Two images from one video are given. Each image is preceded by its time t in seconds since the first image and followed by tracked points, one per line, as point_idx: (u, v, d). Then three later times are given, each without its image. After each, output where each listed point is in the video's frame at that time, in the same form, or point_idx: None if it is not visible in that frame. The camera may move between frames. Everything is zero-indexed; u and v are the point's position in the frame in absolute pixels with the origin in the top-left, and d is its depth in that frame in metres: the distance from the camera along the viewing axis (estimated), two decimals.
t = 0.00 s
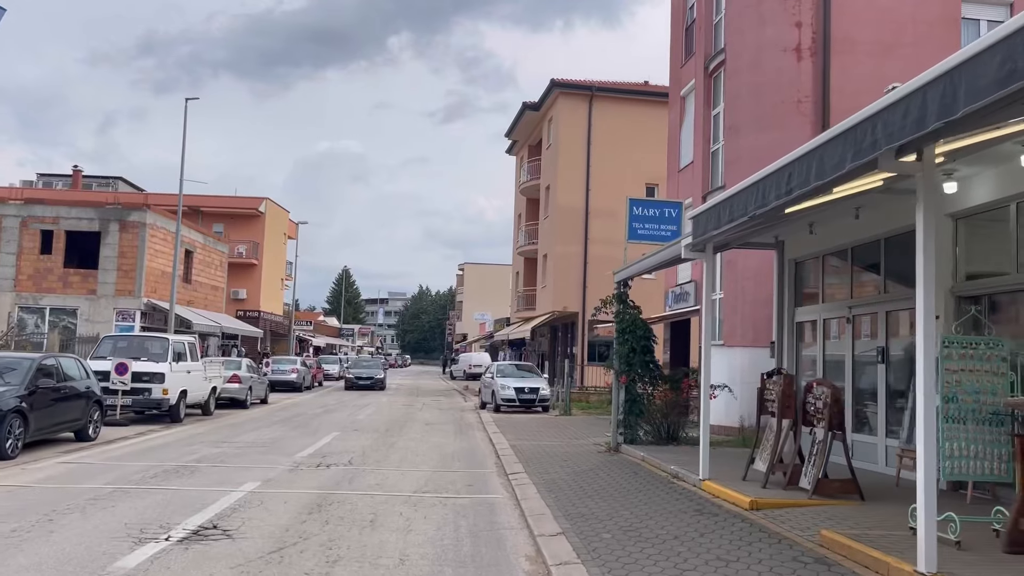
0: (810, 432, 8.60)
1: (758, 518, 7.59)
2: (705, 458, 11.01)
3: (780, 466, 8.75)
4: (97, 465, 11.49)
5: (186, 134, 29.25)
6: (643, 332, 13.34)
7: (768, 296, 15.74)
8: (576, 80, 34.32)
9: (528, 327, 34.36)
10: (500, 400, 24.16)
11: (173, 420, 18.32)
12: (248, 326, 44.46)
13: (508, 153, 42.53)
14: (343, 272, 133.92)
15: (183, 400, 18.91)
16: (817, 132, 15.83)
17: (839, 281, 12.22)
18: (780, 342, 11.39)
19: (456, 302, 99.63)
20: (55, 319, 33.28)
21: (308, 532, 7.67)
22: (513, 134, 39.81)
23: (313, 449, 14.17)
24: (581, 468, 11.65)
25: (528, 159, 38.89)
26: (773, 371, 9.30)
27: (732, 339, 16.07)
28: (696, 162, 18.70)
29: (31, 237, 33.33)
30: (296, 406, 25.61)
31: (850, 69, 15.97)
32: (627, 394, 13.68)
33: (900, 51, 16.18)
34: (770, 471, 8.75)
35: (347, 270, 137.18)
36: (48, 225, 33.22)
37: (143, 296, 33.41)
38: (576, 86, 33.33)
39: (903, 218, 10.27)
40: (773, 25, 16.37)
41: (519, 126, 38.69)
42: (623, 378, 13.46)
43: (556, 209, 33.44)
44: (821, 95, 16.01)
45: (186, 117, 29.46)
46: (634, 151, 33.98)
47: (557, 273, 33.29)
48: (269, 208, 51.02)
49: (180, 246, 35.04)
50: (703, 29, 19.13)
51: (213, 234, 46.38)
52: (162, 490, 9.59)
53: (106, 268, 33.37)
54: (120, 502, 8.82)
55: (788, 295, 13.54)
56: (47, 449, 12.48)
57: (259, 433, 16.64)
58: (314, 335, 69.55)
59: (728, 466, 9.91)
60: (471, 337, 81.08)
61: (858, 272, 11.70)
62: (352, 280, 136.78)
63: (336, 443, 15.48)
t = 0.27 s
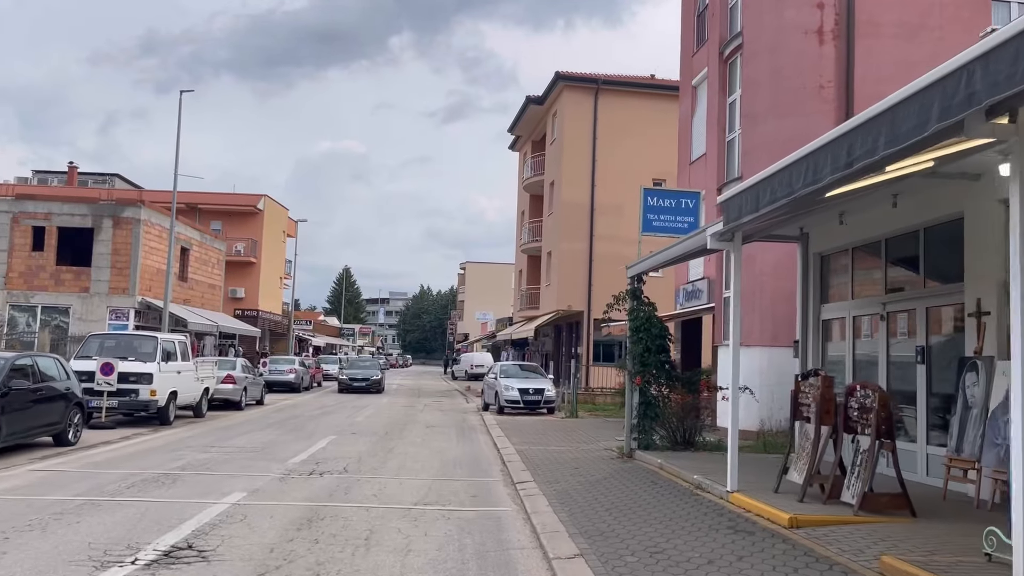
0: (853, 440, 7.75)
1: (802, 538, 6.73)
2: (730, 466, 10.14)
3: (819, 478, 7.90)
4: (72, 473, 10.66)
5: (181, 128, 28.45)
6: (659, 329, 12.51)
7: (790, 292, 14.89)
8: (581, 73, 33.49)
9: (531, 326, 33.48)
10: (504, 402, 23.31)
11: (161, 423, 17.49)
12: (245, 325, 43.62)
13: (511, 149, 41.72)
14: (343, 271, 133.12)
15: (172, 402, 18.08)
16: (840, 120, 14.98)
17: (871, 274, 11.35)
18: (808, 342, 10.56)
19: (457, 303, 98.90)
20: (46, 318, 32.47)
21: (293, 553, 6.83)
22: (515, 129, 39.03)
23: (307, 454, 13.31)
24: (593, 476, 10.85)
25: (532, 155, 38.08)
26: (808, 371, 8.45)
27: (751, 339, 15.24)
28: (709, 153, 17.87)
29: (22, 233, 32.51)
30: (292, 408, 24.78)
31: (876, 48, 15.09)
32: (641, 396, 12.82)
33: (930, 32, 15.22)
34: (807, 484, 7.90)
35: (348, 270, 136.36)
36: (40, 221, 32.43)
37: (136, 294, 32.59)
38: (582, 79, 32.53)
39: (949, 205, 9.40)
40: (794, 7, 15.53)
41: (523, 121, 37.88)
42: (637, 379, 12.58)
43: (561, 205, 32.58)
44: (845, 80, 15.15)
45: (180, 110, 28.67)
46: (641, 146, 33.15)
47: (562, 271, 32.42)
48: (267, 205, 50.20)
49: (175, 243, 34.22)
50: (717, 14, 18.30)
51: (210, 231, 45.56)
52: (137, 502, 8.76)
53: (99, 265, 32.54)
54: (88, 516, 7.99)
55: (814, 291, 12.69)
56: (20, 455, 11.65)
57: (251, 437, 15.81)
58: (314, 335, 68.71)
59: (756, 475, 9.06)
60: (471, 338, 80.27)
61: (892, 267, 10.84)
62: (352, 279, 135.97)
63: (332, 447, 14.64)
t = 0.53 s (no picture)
0: (904, 451, 6.91)
1: (854, 565, 5.88)
2: (756, 476, 9.28)
3: (865, 493, 7.05)
4: (40, 482, 9.84)
5: (173, 120, 27.60)
6: (676, 327, 11.66)
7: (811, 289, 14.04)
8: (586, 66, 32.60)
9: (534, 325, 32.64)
10: (506, 404, 22.46)
11: (147, 426, 16.66)
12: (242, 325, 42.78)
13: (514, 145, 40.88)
14: (343, 270, 132.28)
15: (159, 404, 17.26)
16: (865, 107, 14.05)
17: (906, 269, 10.48)
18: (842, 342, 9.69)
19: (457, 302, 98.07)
20: (36, 317, 31.66)
21: None
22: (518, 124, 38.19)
23: (298, 461, 12.46)
24: (606, 486, 10.01)
25: (534, 150, 37.22)
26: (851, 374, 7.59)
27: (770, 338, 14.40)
28: (723, 143, 17.02)
29: (11, 230, 31.70)
30: (287, 409, 23.94)
31: (904, 28, 13.86)
32: (656, 399, 11.96)
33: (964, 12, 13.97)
34: (852, 500, 7.05)
35: (347, 269, 135.54)
36: (29, 218, 31.62)
37: (129, 292, 31.75)
38: (586, 72, 31.66)
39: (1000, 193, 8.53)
40: None
41: (525, 115, 37.02)
42: (652, 381, 11.72)
43: (564, 201, 31.72)
44: (870, 65, 14.18)
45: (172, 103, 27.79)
46: (647, 140, 32.25)
47: (565, 269, 31.55)
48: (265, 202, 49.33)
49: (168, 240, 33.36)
50: None
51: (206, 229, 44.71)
52: (104, 519, 7.93)
53: (89, 263, 31.68)
54: (46, 536, 7.16)
55: (841, 287, 11.82)
56: None
57: (240, 441, 14.98)
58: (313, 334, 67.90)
59: (789, 487, 8.21)
60: (472, 337, 79.43)
61: (929, 261, 9.97)
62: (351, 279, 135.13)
63: (325, 453, 13.80)
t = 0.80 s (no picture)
0: (968, 467, 6.07)
1: None
2: (786, 490, 8.45)
3: (921, 515, 6.22)
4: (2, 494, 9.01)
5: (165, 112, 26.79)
6: (694, 326, 10.81)
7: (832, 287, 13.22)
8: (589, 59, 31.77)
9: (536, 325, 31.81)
10: (508, 406, 21.61)
11: (132, 430, 15.86)
12: (237, 325, 41.92)
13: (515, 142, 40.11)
14: (342, 270, 131.52)
15: (145, 407, 16.44)
16: (890, 95, 13.12)
17: (945, 264, 9.62)
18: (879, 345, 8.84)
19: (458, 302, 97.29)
20: (24, 316, 30.87)
21: None
22: (519, 119, 37.36)
23: (287, 469, 11.61)
24: (621, 500, 9.17)
25: (536, 145, 36.40)
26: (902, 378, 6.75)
27: (790, 339, 13.61)
28: (737, 134, 16.20)
29: None
30: (281, 412, 23.09)
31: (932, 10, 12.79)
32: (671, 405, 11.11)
33: None
34: (907, 521, 6.22)
35: (347, 269, 134.78)
36: (18, 214, 30.84)
37: (120, 291, 30.94)
38: (590, 64, 30.83)
39: None
40: None
41: (528, 111, 36.23)
42: (668, 385, 10.86)
43: (567, 197, 30.89)
44: (895, 49, 13.22)
45: (165, 95, 26.98)
46: (652, 135, 31.41)
47: (568, 267, 30.70)
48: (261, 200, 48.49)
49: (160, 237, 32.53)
50: None
51: (201, 227, 43.92)
52: (62, 539, 7.11)
53: (79, 261, 30.85)
54: None
55: (870, 284, 10.98)
56: None
57: (227, 447, 14.15)
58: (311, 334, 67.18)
59: (827, 502, 7.38)
60: (473, 338, 78.60)
61: (972, 256, 9.12)
62: (351, 279, 134.31)
63: (317, 460, 12.94)
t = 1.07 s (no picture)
0: None
1: None
2: (823, 505, 7.59)
3: (996, 538, 5.37)
4: None
5: (154, 103, 25.94)
6: (714, 322, 10.00)
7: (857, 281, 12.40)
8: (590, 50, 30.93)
9: (537, 323, 30.96)
10: (509, 408, 20.75)
11: (112, 433, 15.02)
12: (231, 324, 41.01)
13: (514, 137, 39.30)
14: (340, 269, 130.62)
15: (126, 409, 15.59)
16: (920, 75, 12.24)
17: (991, 255, 8.73)
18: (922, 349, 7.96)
19: (456, 301, 96.42)
20: (10, 314, 30.00)
21: None
22: (519, 113, 36.53)
23: (273, 477, 10.74)
24: (639, 515, 8.31)
25: (537, 140, 35.57)
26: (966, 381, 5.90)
27: (810, 337, 12.80)
28: (751, 121, 15.37)
29: None
30: (272, 413, 22.21)
31: None
32: (689, 408, 10.27)
33: None
34: (978, 547, 5.38)
35: (344, 268, 133.92)
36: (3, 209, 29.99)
37: (108, 288, 30.07)
38: (591, 56, 29.98)
39: None
40: None
41: (527, 104, 35.40)
42: (686, 386, 10.04)
43: (569, 192, 30.07)
44: (924, 27, 12.32)
45: (153, 86, 26.14)
46: (655, 128, 30.59)
47: (570, 265, 29.85)
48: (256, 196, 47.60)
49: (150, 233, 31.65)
50: None
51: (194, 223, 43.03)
52: (8, 562, 6.26)
53: (66, 257, 29.97)
54: None
55: (903, 278, 10.12)
56: None
57: (211, 452, 13.30)
58: (308, 334, 66.31)
59: (876, 519, 6.54)
60: (471, 337, 77.72)
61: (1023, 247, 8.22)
62: (348, 278, 133.37)
63: (306, 467, 12.07)
